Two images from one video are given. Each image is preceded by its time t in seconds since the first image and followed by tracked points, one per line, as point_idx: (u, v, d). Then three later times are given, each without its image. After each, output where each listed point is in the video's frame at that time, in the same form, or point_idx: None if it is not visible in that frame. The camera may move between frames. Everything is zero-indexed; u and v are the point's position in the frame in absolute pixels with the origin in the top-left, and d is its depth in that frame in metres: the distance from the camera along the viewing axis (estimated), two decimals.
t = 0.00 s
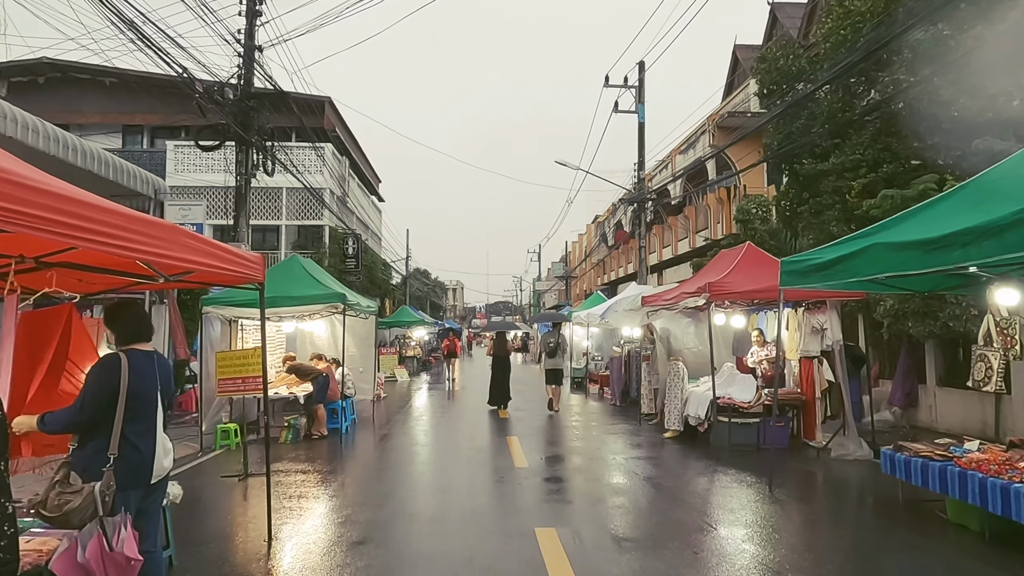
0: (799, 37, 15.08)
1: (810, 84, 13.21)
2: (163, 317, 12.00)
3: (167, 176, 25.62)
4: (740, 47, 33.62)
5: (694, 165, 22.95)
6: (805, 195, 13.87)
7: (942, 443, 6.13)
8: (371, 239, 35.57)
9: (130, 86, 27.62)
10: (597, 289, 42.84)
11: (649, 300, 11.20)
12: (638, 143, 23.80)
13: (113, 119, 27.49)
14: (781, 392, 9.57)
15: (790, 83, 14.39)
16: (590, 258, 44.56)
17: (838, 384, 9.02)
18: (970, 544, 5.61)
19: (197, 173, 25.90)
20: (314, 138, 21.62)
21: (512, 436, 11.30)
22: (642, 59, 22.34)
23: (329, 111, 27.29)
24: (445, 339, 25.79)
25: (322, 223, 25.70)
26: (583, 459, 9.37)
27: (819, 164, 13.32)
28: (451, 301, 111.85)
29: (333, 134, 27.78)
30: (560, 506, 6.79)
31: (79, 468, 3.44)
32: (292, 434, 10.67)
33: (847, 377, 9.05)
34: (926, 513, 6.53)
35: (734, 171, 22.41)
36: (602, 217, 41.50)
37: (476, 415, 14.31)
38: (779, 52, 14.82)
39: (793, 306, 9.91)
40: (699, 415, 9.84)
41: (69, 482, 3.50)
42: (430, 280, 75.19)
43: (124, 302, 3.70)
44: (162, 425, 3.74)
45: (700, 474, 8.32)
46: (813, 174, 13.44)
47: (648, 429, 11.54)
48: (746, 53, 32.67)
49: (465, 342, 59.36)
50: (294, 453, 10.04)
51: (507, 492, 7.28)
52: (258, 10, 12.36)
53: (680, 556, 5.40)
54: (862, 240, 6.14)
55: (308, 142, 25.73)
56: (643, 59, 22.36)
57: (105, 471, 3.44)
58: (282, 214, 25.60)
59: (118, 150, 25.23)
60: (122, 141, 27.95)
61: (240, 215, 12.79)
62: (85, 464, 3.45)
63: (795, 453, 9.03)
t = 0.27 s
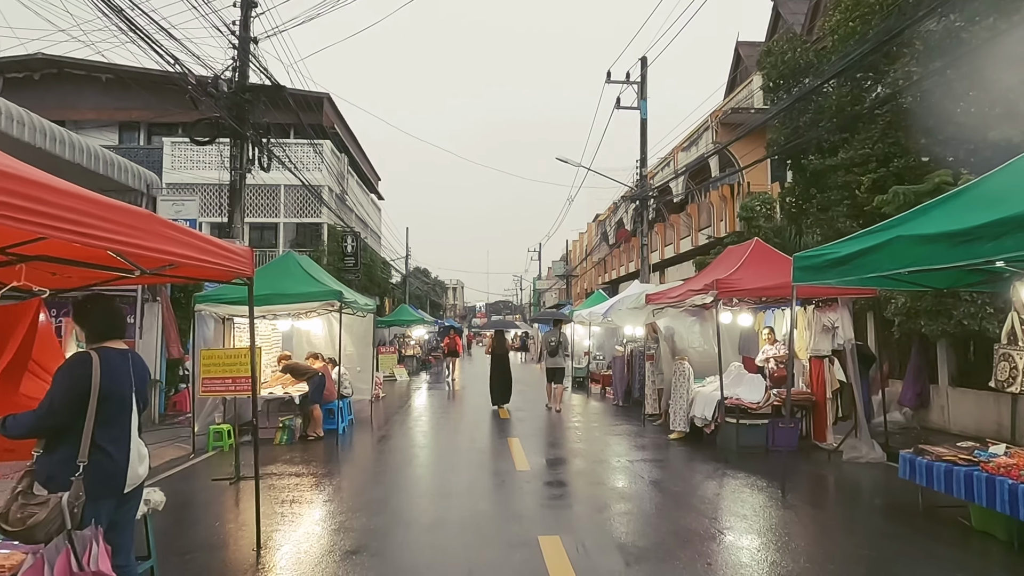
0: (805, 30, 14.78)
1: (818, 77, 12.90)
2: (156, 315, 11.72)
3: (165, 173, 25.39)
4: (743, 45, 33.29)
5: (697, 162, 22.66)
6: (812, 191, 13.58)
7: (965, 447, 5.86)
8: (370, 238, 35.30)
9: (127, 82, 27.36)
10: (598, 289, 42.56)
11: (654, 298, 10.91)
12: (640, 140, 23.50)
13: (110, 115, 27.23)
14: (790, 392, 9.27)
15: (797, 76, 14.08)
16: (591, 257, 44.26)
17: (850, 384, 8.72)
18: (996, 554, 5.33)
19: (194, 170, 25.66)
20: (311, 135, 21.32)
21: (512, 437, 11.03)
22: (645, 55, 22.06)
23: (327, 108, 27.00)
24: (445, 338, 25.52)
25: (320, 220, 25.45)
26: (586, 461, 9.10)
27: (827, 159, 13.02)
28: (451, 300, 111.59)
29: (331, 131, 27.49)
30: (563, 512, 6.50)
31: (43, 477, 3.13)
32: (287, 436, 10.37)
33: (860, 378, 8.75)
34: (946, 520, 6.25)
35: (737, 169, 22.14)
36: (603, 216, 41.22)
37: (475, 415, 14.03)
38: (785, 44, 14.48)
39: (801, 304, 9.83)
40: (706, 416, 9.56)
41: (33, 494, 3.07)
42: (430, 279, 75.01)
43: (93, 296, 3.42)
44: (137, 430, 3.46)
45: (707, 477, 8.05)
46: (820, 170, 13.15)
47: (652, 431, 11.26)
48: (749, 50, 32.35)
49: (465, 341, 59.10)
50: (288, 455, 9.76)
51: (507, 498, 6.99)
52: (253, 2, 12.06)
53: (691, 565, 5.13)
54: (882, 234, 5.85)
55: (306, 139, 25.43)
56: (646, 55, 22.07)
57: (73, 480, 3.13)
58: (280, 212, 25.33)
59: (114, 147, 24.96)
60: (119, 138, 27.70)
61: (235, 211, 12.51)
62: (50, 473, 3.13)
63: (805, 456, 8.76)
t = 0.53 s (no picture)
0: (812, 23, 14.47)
1: (826, 70, 12.59)
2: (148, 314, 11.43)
3: (161, 170, 25.10)
4: (746, 41, 32.94)
5: (700, 159, 22.36)
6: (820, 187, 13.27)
7: (989, 453, 5.57)
8: (369, 236, 35.01)
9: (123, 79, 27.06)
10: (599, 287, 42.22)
11: (659, 296, 10.62)
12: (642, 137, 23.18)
13: (106, 112, 26.94)
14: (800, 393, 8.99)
15: (804, 70, 13.78)
16: (592, 255, 43.93)
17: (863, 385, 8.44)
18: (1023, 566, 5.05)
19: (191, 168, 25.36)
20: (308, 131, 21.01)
21: (513, 440, 10.74)
22: (647, 50, 21.74)
23: (325, 104, 26.67)
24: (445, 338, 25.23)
25: (318, 218, 25.16)
26: (589, 465, 8.81)
27: (835, 154, 12.72)
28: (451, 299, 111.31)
29: (329, 127, 27.16)
30: (565, 520, 6.20)
31: None
32: (282, 438, 10.09)
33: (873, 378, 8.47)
34: (967, 528, 5.97)
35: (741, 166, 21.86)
36: (604, 214, 40.89)
37: (475, 417, 13.73)
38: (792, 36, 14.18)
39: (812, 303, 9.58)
40: (713, 418, 9.28)
41: None
42: (430, 278, 74.70)
43: (55, 292, 3.15)
44: (105, 441, 3.18)
45: (714, 481, 7.77)
46: (828, 165, 12.85)
47: (656, 432, 10.96)
48: (752, 46, 31.99)
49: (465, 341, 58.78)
50: (282, 458, 9.48)
51: (506, 505, 6.70)
52: None
53: None
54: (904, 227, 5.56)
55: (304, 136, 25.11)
56: (648, 50, 21.76)
57: (31, 495, 2.82)
58: (278, 210, 25.03)
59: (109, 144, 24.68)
60: (115, 135, 27.40)
61: (229, 207, 12.22)
62: (6, 487, 2.83)
63: (815, 459, 8.47)
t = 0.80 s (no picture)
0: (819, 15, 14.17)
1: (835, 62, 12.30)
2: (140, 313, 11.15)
3: (158, 168, 24.79)
4: (749, 38, 32.62)
5: (703, 156, 22.06)
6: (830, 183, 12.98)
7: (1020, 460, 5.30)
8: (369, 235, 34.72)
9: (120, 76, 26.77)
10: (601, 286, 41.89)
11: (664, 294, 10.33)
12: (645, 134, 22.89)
13: (103, 109, 26.66)
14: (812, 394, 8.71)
15: (813, 63, 13.49)
16: (593, 254, 43.61)
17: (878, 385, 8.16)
18: None
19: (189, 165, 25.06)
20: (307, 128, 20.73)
21: (514, 442, 10.47)
22: (650, 45, 21.43)
23: (324, 101, 26.37)
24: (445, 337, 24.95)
25: (317, 216, 24.89)
26: (593, 468, 8.53)
27: (845, 149, 12.43)
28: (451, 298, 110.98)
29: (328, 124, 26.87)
30: (570, 528, 5.92)
31: None
32: (278, 440, 9.85)
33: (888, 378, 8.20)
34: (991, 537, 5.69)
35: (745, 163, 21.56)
36: (605, 212, 40.57)
37: (476, 418, 13.45)
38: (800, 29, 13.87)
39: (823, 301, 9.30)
40: (721, 420, 9.00)
41: None
42: (430, 277, 74.42)
43: (10, 290, 2.88)
44: (71, 451, 2.94)
45: (723, 486, 7.49)
46: (837, 160, 12.56)
47: (661, 434, 10.68)
48: (755, 43, 31.65)
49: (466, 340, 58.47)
50: (276, 461, 9.20)
51: (509, 512, 6.42)
52: None
53: None
54: (926, 221, 5.28)
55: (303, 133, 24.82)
56: (651, 46, 21.44)
57: None
58: (276, 208, 24.75)
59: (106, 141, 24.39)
60: (112, 132, 27.11)
61: (224, 204, 11.94)
62: None
63: (827, 463, 8.19)
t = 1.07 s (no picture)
0: (828, 7, 13.85)
1: (847, 54, 11.98)
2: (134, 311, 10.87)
3: (156, 165, 24.52)
4: (753, 34, 32.26)
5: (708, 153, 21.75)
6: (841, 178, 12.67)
7: None
8: (370, 233, 34.42)
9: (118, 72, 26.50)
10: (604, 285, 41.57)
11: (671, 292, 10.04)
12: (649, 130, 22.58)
13: (101, 106, 26.40)
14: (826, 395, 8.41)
15: (823, 55, 13.17)
16: (596, 252, 43.27)
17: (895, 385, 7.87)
18: None
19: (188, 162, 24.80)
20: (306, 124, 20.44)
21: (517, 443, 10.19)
22: (655, 40, 21.11)
23: (325, 97, 26.07)
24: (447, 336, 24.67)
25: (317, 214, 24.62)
26: (599, 471, 8.24)
27: (856, 143, 12.12)
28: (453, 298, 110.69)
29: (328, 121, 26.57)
30: (576, 536, 5.64)
31: None
32: (274, 441, 9.58)
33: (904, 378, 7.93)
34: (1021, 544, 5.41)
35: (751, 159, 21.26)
36: (608, 211, 40.24)
37: (478, 419, 13.16)
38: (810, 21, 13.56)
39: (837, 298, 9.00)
40: (732, 421, 8.71)
41: None
42: (432, 276, 74.14)
43: None
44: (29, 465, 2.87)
45: (735, 490, 7.20)
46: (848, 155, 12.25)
47: (668, 436, 10.38)
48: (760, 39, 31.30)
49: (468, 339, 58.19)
50: (272, 463, 8.93)
51: (512, 518, 6.14)
52: None
53: None
54: (954, 212, 5.02)
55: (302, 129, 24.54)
56: (656, 40, 21.12)
57: None
58: (276, 205, 24.47)
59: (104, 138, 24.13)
60: (110, 129, 26.85)
61: (219, 199, 11.65)
62: None
63: (842, 466, 7.89)
